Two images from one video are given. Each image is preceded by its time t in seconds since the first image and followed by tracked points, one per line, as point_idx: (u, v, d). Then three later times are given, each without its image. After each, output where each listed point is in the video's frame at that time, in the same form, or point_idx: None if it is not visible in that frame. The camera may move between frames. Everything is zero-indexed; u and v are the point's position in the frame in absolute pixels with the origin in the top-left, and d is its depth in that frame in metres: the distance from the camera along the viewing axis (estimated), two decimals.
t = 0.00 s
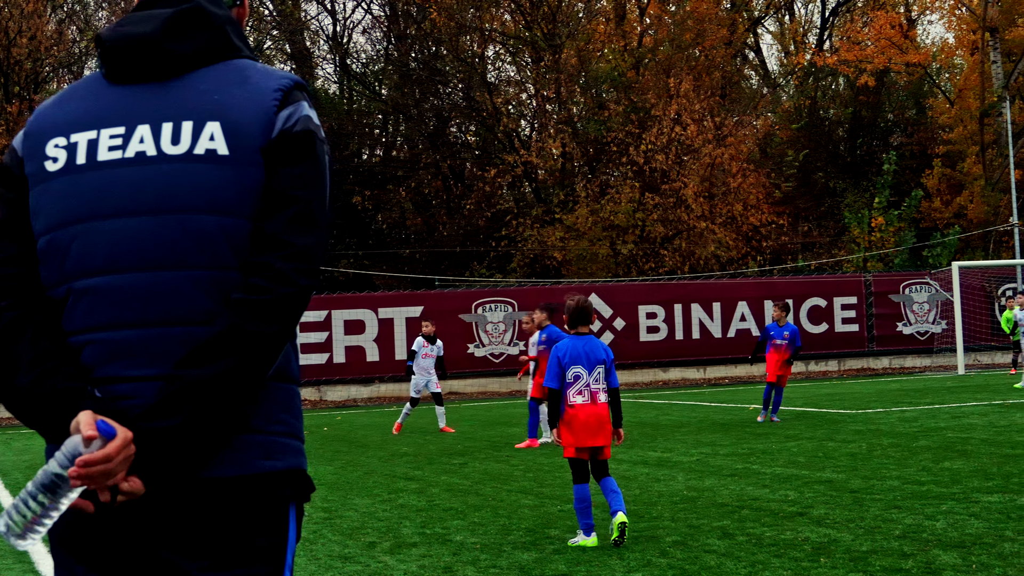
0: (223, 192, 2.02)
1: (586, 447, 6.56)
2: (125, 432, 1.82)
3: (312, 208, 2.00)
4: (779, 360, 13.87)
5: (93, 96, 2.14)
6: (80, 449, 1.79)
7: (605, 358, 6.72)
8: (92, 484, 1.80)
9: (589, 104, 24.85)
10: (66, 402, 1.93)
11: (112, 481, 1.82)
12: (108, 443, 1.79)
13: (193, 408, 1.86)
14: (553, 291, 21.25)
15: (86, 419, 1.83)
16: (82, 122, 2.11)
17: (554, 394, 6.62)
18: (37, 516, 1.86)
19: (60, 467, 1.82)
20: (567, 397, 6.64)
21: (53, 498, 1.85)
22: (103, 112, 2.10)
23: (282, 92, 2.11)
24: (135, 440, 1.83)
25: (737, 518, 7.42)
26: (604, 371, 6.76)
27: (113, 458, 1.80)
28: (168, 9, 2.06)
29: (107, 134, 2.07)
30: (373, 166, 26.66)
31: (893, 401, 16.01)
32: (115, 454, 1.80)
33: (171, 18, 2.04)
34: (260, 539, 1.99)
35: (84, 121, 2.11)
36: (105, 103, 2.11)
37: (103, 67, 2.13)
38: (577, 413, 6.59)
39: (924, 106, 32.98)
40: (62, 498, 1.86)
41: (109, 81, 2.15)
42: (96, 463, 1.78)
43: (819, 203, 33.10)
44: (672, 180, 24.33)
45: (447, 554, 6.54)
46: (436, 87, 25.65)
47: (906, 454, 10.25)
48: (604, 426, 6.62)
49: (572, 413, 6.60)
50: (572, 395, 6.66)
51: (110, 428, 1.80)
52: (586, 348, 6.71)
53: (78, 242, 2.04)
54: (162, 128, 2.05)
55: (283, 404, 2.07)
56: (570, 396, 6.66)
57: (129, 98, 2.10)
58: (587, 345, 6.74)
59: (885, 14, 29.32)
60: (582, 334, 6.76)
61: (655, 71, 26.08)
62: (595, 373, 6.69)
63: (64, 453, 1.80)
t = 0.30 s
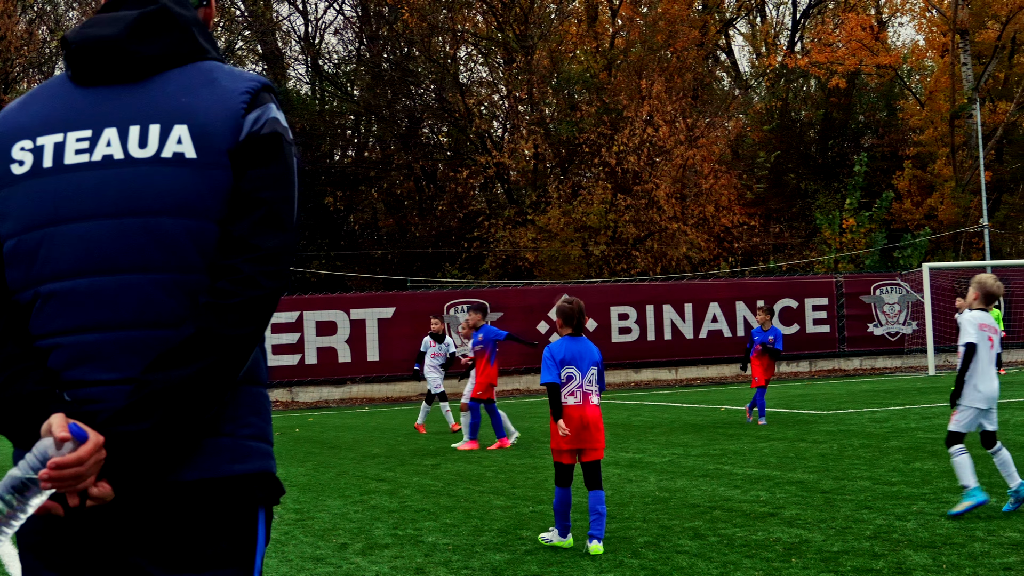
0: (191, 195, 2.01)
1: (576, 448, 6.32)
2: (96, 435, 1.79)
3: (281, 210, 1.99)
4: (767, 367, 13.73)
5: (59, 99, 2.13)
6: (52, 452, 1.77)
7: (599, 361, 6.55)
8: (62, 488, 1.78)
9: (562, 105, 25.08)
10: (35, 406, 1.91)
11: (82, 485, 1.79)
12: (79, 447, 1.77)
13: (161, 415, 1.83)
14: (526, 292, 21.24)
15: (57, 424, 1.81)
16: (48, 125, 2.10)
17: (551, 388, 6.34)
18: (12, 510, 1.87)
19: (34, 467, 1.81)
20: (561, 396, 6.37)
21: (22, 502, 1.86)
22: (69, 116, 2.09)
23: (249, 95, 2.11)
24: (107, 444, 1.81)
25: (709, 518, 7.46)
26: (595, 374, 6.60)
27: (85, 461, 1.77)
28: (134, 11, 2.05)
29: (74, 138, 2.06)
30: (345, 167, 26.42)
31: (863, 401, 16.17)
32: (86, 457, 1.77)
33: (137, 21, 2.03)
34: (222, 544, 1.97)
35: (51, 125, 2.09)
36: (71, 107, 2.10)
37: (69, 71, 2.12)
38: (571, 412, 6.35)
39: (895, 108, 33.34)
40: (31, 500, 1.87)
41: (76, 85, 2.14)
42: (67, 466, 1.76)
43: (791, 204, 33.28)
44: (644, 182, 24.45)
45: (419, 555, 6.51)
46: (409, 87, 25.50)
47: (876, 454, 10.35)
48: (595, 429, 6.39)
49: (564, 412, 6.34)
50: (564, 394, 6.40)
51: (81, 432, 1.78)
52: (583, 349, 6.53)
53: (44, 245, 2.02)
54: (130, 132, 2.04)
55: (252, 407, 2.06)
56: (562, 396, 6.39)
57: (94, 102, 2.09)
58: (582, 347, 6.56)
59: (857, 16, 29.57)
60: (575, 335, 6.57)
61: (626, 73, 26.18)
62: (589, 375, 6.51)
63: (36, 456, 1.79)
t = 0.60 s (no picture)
0: (174, 195, 2.00)
1: (571, 452, 6.23)
2: (85, 436, 1.80)
3: (263, 210, 1.97)
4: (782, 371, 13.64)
5: (42, 100, 2.13)
6: (44, 450, 1.77)
7: (592, 359, 6.44)
8: (51, 487, 1.78)
9: (550, 106, 25.11)
10: (22, 408, 1.90)
11: (70, 485, 1.79)
12: (69, 446, 1.78)
13: (147, 416, 1.82)
14: (516, 292, 21.21)
15: (44, 426, 1.81)
16: (32, 127, 2.09)
17: (542, 396, 6.27)
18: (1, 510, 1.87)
19: (26, 463, 1.82)
20: (553, 399, 6.30)
21: (10, 500, 1.86)
22: (52, 116, 2.09)
23: (232, 93, 2.09)
24: (97, 445, 1.81)
25: (699, 518, 7.46)
26: (590, 375, 6.48)
27: (76, 460, 1.78)
28: (115, 10, 2.03)
29: (58, 138, 2.06)
30: (334, 168, 26.19)
31: (853, 402, 16.22)
32: (75, 457, 1.77)
33: (118, 19, 2.02)
34: (210, 544, 1.96)
35: (35, 126, 2.09)
36: (55, 107, 2.10)
37: (50, 71, 2.11)
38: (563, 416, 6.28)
39: (883, 108, 33.47)
40: (21, 499, 1.87)
41: (59, 85, 2.14)
42: (56, 466, 1.76)
43: (780, 205, 33.31)
44: (633, 182, 24.52)
45: (409, 556, 6.50)
46: (397, 88, 25.36)
47: (865, 455, 10.39)
48: (588, 430, 6.31)
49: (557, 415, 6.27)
50: (558, 397, 6.32)
51: (71, 432, 1.78)
52: (574, 349, 6.42)
53: (28, 246, 2.02)
54: (113, 132, 2.03)
55: (239, 407, 2.05)
56: (555, 400, 6.32)
57: (76, 102, 2.08)
58: (574, 347, 6.46)
59: (845, 17, 29.63)
60: (568, 336, 6.48)
61: (615, 74, 26.19)
62: (583, 376, 6.40)
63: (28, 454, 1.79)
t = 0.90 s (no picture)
0: (168, 195, 1.99)
1: (560, 453, 6.13)
2: (80, 439, 1.79)
3: (257, 211, 1.97)
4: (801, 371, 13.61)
5: (36, 100, 2.12)
6: (37, 455, 1.77)
7: (584, 359, 6.36)
8: (46, 491, 1.78)
9: (545, 106, 25.12)
10: (16, 411, 1.89)
11: (64, 489, 1.79)
12: (63, 450, 1.77)
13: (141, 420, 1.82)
14: (510, 292, 21.19)
15: (39, 427, 1.81)
16: (26, 127, 2.09)
17: (528, 399, 6.31)
18: None
19: (20, 467, 1.82)
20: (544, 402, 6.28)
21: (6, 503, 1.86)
22: (46, 117, 2.08)
23: (227, 94, 2.08)
24: (92, 448, 1.81)
25: (694, 519, 7.47)
26: (585, 374, 6.37)
27: (72, 463, 1.78)
28: (109, 10, 2.02)
29: (53, 139, 2.05)
30: (329, 168, 26.13)
31: (848, 402, 16.24)
32: (71, 461, 1.77)
33: (112, 19, 2.01)
34: (204, 547, 1.95)
35: (29, 126, 2.09)
36: (50, 106, 2.09)
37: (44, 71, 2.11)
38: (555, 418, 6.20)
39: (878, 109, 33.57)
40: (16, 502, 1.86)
41: (54, 85, 2.13)
42: (50, 470, 1.76)
43: (775, 205, 33.38)
44: (628, 182, 24.54)
45: (404, 556, 6.50)
46: (393, 88, 25.31)
47: (860, 455, 10.39)
48: (580, 431, 6.20)
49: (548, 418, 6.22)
50: (550, 400, 6.28)
51: (64, 436, 1.77)
52: (565, 350, 6.38)
53: (23, 246, 2.01)
54: (109, 133, 2.03)
55: (234, 409, 2.04)
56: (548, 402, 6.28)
57: (71, 102, 2.08)
58: (565, 348, 6.40)
59: (840, 18, 29.68)
60: (559, 337, 6.45)
61: (610, 74, 26.21)
62: (575, 376, 6.32)
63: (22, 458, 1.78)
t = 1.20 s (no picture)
0: (168, 195, 1.99)
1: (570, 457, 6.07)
2: (82, 440, 1.80)
3: (256, 212, 1.97)
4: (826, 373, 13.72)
5: (36, 99, 2.12)
6: (37, 457, 1.77)
7: (593, 361, 6.29)
8: (47, 491, 1.78)
9: (544, 106, 25.14)
10: (15, 414, 1.89)
11: (66, 490, 1.79)
12: (64, 450, 1.77)
13: (140, 422, 1.82)
14: (508, 292, 21.19)
15: (41, 430, 1.81)
16: (24, 126, 2.09)
17: (537, 399, 6.15)
18: None
19: (19, 472, 1.82)
20: (552, 403, 6.19)
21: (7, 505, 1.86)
22: (46, 115, 2.08)
23: (228, 94, 2.08)
24: (92, 449, 1.81)
25: (693, 519, 7.47)
26: (592, 376, 6.30)
27: (70, 466, 1.78)
28: (109, 10, 2.02)
29: (53, 138, 2.05)
30: (328, 168, 26.12)
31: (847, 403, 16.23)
32: (71, 462, 1.78)
33: (112, 19, 2.01)
34: (203, 547, 1.95)
35: (27, 125, 2.09)
36: (50, 107, 2.09)
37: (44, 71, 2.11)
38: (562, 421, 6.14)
39: (877, 109, 33.61)
40: (17, 505, 1.87)
41: (54, 85, 2.13)
42: (51, 471, 1.76)
43: (774, 206, 33.32)
44: (627, 183, 24.53)
45: (404, 556, 6.51)
46: (391, 88, 25.29)
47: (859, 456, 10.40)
48: (589, 434, 6.15)
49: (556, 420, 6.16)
50: (557, 400, 6.20)
51: (65, 437, 1.78)
52: (574, 351, 6.28)
53: (22, 248, 2.01)
54: (109, 133, 2.03)
55: (234, 410, 2.04)
56: (555, 403, 6.20)
57: (71, 102, 2.08)
58: (574, 347, 6.29)
59: (839, 18, 29.67)
60: (569, 335, 6.34)
61: (608, 75, 26.26)
62: (582, 378, 6.25)
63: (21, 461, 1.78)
